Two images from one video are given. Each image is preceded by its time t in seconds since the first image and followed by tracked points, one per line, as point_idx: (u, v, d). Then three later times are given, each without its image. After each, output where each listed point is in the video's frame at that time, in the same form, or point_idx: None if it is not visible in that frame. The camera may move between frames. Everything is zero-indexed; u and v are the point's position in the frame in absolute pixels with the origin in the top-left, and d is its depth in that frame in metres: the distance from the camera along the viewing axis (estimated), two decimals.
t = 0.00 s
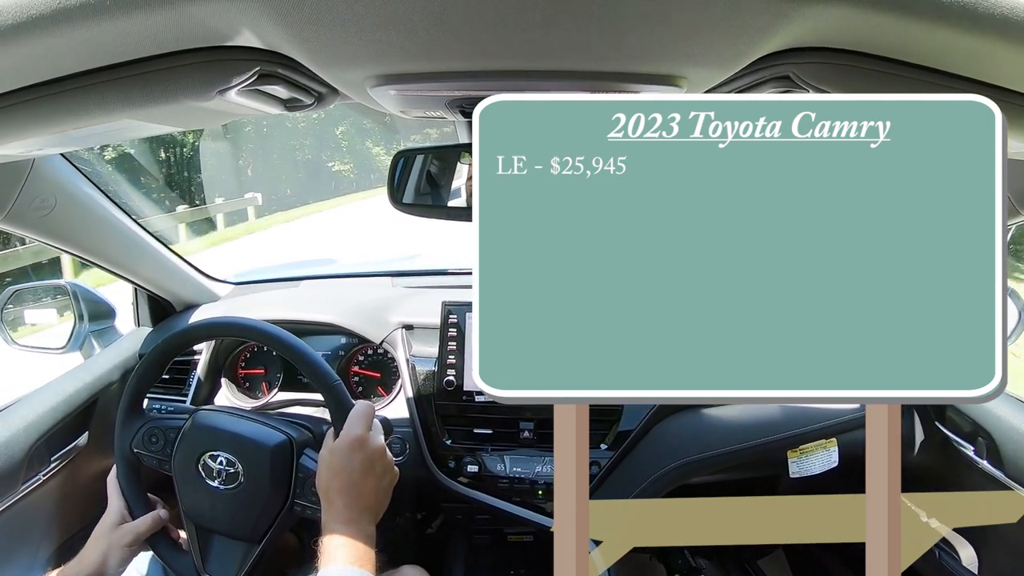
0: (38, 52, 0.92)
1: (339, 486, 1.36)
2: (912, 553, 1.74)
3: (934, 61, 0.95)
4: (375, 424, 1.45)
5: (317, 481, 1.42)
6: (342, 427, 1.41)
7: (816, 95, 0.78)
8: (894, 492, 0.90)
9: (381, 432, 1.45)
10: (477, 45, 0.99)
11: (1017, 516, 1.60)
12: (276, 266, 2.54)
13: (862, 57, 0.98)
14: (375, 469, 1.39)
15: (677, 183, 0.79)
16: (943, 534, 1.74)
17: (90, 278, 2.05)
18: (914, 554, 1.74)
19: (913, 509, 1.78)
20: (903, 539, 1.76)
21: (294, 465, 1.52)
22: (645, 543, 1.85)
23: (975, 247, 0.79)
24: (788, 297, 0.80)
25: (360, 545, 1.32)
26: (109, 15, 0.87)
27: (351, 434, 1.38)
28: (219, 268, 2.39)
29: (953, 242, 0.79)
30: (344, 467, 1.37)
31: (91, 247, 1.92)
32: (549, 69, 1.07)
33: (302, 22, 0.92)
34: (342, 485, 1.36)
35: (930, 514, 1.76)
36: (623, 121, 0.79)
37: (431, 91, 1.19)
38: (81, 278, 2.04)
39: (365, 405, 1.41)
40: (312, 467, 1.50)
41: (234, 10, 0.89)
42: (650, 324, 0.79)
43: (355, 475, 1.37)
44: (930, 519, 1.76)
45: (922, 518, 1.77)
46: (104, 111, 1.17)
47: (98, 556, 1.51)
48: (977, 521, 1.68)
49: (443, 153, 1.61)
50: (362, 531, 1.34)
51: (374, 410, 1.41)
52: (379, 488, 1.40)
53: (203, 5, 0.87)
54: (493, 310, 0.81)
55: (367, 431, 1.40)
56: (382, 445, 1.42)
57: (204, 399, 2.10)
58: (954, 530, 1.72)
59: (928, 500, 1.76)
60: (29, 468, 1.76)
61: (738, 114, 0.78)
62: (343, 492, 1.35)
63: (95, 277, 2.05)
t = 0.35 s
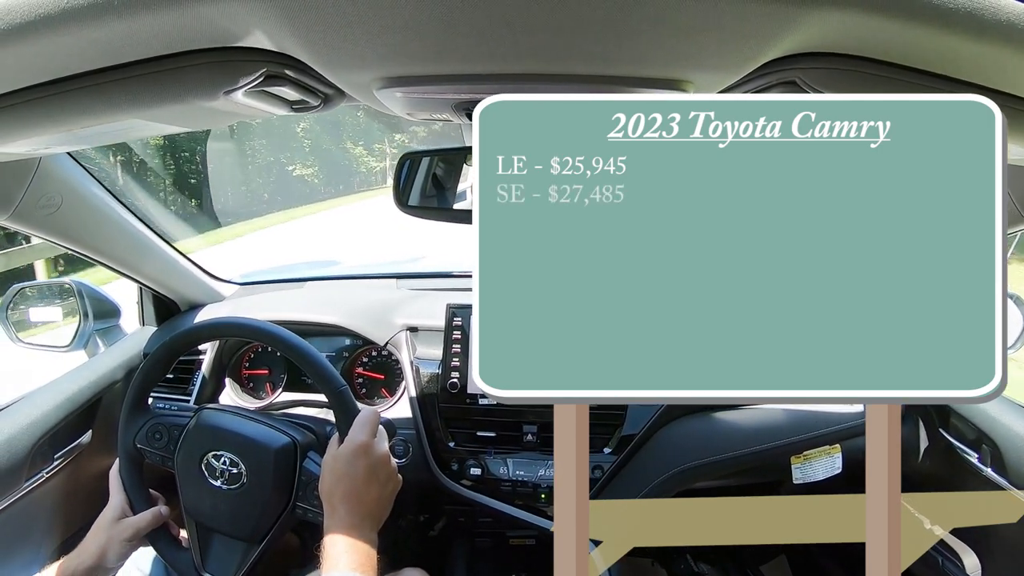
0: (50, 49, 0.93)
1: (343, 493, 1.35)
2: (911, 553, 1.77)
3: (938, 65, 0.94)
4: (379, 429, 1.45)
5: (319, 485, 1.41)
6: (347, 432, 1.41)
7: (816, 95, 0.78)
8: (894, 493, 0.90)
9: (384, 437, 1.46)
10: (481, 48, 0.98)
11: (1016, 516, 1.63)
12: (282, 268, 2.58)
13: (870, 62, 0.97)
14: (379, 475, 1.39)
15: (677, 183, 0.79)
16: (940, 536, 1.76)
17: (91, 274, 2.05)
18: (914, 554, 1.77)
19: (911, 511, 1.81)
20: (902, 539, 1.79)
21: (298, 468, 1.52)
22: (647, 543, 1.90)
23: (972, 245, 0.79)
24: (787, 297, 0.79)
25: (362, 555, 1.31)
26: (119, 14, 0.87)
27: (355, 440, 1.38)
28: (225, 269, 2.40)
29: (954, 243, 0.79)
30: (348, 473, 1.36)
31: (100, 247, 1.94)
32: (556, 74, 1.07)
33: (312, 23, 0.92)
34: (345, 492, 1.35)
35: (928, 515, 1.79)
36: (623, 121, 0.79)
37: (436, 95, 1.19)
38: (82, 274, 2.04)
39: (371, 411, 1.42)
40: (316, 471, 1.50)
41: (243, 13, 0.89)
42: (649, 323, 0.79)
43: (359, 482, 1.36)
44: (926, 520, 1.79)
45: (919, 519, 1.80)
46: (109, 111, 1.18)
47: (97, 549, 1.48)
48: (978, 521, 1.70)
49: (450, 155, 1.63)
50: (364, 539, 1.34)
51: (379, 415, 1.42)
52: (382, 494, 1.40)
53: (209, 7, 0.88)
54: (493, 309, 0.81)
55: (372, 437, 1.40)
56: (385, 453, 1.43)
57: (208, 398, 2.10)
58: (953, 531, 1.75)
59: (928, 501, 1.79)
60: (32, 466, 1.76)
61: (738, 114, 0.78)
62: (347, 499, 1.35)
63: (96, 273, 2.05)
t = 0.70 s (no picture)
0: (55, 46, 0.94)
1: (345, 497, 1.35)
2: (912, 553, 1.79)
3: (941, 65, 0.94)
4: (384, 434, 1.44)
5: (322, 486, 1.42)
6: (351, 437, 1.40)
7: (816, 95, 0.78)
8: (893, 493, 0.90)
9: (389, 443, 1.45)
10: (482, 47, 0.98)
11: (1016, 516, 1.64)
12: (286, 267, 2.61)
13: (873, 62, 0.96)
14: (381, 481, 1.39)
15: (677, 183, 0.79)
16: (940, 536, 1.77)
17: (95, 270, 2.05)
18: (914, 553, 1.78)
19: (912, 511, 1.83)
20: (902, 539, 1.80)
21: (300, 467, 1.52)
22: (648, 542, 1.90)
23: (973, 245, 0.79)
24: (786, 297, 0.79)
25: (361, 555, 1.34)
26: (122, 11, 0.87)
27: (359, 446, 1.37)
28: (229, 266, 2.40)
29: (954, 243, 0.79)
30: (351, 478, 1.36)
31: (104, 243, 1.95)
32: (560, 73, 1.06)
33: (316, 21, 0.92)
34: (346, 496, 1.36)
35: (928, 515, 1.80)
36: (623, 121, 0.79)
37: (441, 93, 1.18)
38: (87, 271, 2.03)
39: (376, 416, 1.40)
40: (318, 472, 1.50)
41: (246, 10, 0.90)
42: (649, 323, 0.79)
43: (361, 486, 1.36)
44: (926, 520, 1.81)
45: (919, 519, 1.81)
46: (113, 108, 1.18)
47: (95, 539, 1.51)
48: (978, 521, 1.72)
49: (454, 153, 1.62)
50: (362, 542, 1.35)
51: (383, 421, 1.40)
52: (383, 499, 1.40)
53: (213, 4, 0.88)
54: (494, 309, 0.81)
55: (376, 442, 1.39)
56: (389, 459, 1.41)
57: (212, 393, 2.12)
58: (953, 531, 1.76)
59: (928, 501, 1.81)
60: (35, 461, 1.77)
61: (738, 114, 0.78)
62: (348, 503, 1.35)
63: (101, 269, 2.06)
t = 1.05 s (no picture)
0: (58, 43, 0.94)
1: (346, 499, 1.35)
2: (912, 553, 1.79)
3: (945, 66, 0.93)
4: (387, 436, 1.44)
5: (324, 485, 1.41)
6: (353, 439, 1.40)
7: (816, 95, 0.78)
8: (893, 494, 0.90)
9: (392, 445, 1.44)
10: (485, 47, 0.98)
11: (1016, 516, 1.64)
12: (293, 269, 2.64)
13: (874, 63, 0.96)
14: (382, 484, 1.38)
15: (677, 183, 0.79)
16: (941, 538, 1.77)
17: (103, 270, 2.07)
18: (914, 554, 1.79)
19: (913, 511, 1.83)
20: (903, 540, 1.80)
21: (302, 467, 1.53)
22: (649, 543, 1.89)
23: (974, 246, 0.78)
24: (786, 298, 0.79)
25: (362, 557, 1.34)
26: (127, 11, 0.88)
27: (361, 447, 1.37)
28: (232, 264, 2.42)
29: (955, 244, 0.79)
30: (352, 479, 1.36)
31: (107, 242, 1.96)
32: (562, 72, 1.06)
33: (318, 19, 0.92)
34: (347, 498, 1.35)
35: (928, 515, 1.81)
36: (623, 121, 0.79)
37: (444, 92, 1.18)
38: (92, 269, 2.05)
39: (379, 417, 1.40)
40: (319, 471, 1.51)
41: (248, 9, 0.90)
42: (648, 323, 0.79)
43: (363, 489, 1.36)
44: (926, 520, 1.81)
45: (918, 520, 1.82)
46: (116, 105, 1.18)
47: (96, 531, 1.50)
48: (978, 521, 1.72)
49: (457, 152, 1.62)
50: (363, 545, 1.35)
51: (387, 422, 1.40)
52: (385, 502, 1.40)
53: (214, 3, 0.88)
54: (494, 308, 0.81)
55: (379, 444, 1.39)
56: (391, 461, 1.41)
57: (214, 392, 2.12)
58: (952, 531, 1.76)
59: (928, 501, 1.81)
60: (37, 457, 1.78)
61: (738, 114, 0.78)
62: (349, 506, 1.35)
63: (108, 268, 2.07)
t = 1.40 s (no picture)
0: (60, 45, 0.94)
1: (353, 505, 1.36)
2: (912, 553, 1.79)
3: (949, 62, 0.93)
4: (395, 440, 1.44)
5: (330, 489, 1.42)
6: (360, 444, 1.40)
7: (816, 94, 0.78)
8: (893, 493, 0.90)
9: (399, 449, 1.44)
10: (486, 43, 0.98)
11: (1017, 516, 1.65)
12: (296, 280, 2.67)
13: (877, 58, 0.96)
14: (389, 490, 1.38)
15: (678, 183, 0.79)
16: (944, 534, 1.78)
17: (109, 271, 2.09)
18: (915, 554, 1.79)
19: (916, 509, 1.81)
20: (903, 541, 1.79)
21: (308, 468, 1.53)
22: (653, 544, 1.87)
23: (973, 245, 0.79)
24: (787, 298, 0.79)
25: (369, 559, 1.35)
26: (130, 12, 0.87)
27: (369, 453, 1.37)
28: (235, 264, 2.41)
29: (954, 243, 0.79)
30: (359, 485, 1.36)
31: (112, 243, 1.96)
32: (565, 69, 1.05)
33: (319, 18, 0.92)
34: (354, 503, 1.36)
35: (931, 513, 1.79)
36: (623, 121, 0.79)
37: (447, 90, 1.18)
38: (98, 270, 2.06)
39: (388, 422, 1.40)
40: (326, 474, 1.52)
41: (249, 10, 0.90)
42: (648, 324, 0.79)
43: (370, 494, 1.36)
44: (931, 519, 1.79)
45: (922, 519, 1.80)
46: (117, 107, 1.18)
47: (101, 526, 1.53)
48: (980, 521, 1.72)
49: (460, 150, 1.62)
50: (369, 548, 1.36)
51: (395, 428, 1.40)
52: (391, 506, 1.40)
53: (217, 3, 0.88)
54: (493, 310, 0.81)
55: (386, 449, 1.39)
56: (398, 466, 1.41)
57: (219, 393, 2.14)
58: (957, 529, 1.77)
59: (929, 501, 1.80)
60: (44, 458, 1.79)
61: (738, 114, 0.78)
62: (356, 511, 1.36)
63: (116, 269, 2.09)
